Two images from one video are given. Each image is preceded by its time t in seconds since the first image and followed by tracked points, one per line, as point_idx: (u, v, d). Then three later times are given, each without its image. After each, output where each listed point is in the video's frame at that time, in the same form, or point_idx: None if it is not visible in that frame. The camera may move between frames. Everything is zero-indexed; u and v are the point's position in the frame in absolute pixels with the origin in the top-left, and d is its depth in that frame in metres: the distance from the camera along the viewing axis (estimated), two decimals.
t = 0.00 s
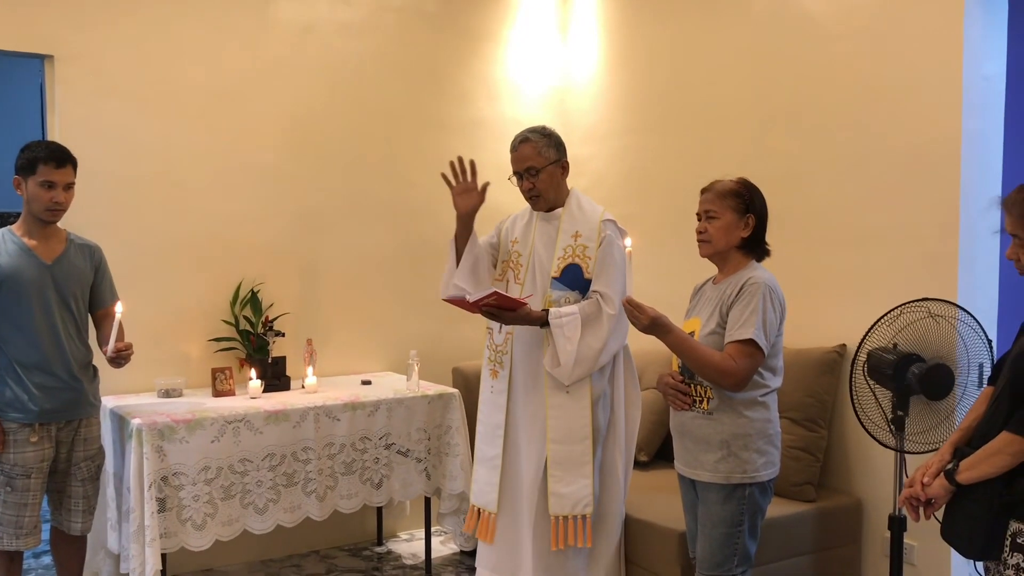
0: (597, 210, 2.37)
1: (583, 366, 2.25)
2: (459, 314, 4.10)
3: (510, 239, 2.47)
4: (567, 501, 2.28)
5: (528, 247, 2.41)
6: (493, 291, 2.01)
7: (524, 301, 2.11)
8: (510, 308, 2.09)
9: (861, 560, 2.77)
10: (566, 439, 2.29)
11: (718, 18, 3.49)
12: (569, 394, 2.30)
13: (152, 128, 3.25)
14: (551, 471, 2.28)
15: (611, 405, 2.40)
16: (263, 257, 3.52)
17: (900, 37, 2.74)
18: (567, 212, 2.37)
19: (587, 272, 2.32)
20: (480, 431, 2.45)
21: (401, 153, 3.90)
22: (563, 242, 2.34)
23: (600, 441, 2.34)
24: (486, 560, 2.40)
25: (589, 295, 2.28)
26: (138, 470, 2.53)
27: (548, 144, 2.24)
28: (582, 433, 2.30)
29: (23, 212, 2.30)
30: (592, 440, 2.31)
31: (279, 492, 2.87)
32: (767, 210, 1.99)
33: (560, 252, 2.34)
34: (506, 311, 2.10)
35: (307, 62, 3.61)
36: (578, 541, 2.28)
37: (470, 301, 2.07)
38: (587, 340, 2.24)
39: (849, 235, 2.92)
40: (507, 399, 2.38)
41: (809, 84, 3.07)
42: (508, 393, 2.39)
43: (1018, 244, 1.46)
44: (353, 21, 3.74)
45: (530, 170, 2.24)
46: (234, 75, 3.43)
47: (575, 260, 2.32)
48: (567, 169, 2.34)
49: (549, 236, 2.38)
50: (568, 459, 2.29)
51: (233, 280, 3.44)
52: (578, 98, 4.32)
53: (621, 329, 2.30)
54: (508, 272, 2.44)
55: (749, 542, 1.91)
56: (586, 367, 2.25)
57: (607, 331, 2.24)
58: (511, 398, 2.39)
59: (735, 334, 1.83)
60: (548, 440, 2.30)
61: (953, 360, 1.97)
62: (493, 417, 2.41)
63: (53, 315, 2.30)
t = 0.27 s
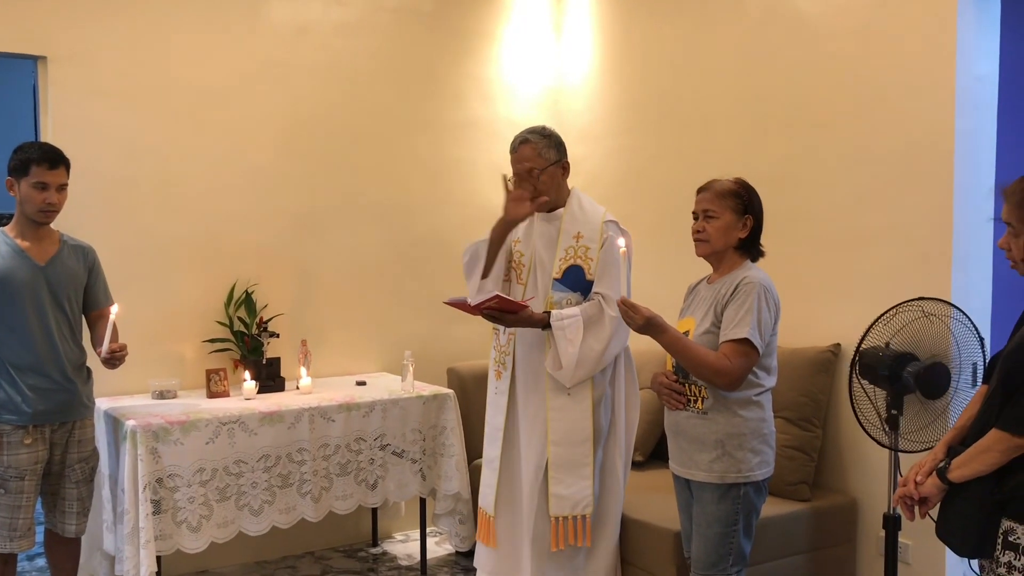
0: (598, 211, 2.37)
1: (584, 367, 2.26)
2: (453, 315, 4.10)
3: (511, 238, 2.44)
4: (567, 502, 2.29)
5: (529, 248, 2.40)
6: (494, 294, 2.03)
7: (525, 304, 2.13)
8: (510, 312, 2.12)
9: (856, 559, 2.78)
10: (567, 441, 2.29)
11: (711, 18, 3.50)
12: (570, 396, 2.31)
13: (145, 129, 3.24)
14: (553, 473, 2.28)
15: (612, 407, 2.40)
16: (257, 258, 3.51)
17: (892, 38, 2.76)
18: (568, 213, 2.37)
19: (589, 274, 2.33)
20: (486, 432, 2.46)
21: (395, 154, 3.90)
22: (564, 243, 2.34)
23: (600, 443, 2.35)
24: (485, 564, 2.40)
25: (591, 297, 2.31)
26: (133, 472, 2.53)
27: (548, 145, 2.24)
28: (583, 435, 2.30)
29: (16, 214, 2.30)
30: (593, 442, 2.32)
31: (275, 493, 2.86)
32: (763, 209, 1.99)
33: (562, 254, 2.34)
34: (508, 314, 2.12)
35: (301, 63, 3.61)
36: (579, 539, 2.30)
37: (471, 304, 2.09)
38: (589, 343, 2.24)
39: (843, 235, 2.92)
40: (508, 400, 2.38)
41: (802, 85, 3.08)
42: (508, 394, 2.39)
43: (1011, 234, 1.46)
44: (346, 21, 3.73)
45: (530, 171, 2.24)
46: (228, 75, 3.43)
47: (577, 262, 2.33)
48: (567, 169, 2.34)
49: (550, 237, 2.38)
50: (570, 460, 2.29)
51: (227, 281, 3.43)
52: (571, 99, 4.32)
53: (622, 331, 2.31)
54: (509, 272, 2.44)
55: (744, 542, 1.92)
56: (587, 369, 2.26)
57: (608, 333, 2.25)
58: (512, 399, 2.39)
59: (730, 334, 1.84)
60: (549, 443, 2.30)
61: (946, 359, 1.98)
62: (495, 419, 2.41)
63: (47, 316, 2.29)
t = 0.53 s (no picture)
0: (604, 214, 2.37)
1: (583, 374, 2.25)
2: (449, 315, 4.10)
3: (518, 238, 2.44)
4: (564, 507, 2.29)
5: (534, 250, 2.41)
6: (495, 301, 2.05)
7: (525, 310, 2.13)
8: (511, 316, 2.12)
9: (850, 559, 2.79)
10: (564, 446, 2.31)
11: (706, 19, 3.50)
12: (568, 401, 2.31)
13: (140, 129, 3.24)
14: (550, 477, 2.30)
15: (611, 412, 2.39)
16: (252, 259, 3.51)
17: (886, 39, 2.77)
18: (573, 215, 2.37)
19: (591, 279, 2.33)
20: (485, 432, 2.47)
21: (391, 155, 3.90)
22: (567, 247, 2.35)
23: (599, 446, 2.35)
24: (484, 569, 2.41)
25: (593, 303, 2.28)
26: (127, 473, 2.53)
27: (554, 148, 2.23)
28: (580, 440, 2.30)
29: (10, 215, 2.29)
30: (591, 447, 2.32)
31: (270, 494, 2.86)
32: (757, 210, 2.00)
33: (564, 257, 2.35)
34: (508, 319, 2.13)
35: (295, 64, 3.61)
36: (575, 546, 2.30)
37: (469, 309, 2.10)
38: (589, 350, 2.24)
39: (837, 236, 2.93)
40: (508, 401, 2.39)
41: (796, 86, 3.10)
42: (509, 394, 2.40)
43: (1004, 234, 1.47)
44: (341, 22, 3.73)
45: (534, 174, 2.24)
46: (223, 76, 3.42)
47: (579, 266, 2.34)
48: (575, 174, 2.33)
49: (554, 240, 2.38)
50: (566, 465, 2.30)
51: (222, 282, 3.43)
52: (567, 100, 4.33)
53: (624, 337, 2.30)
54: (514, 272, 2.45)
55: (739, 542, 1.93)
56: (587, 376, 2.26)
57: (609, 340, 2.23)
58: (512, 400, 2.40)
59: (724, 335, 1.84)
60: (546, 446, 2.31)
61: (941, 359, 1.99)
62: (495, 419, 2.42)
63: (42, 317, 2.29)
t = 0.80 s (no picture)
0: (605, 214, 2.35)
1: (575, 375, 2.26)
2: (445, 313, 4.10)
3: (521, 235, 2.49)
4: (554, 510, 2.30)
5: (536, 249, 2.43)
6: (483, 302, 2.06)
7: (515, 310, 2.13)
8: (501, 317, 2.12)
9: (846, 556, 2.80)
10: (555, 447, 2.31)
11: (703, 16, 3.50)
12: (561, 403, 2.32)
13: (136, 126, 3.22)
14: (542, 478, 2.31)
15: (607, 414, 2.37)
16: (248, 256, 3.50)
17: (882, 38, 2.77)
18: (574, 214, 2.36)
19: (587, 279, 2.32)
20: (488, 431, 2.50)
21: (387, 151, 3.89)
22: (566, 247, 2.35)
23: (592, 447, 2.34)
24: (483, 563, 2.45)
25: (588, 305, 2.27)
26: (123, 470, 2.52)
27: (542, 153, 2.23)
28: (572, 442, 2.31)
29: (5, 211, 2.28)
30: (584, 448, 2.32)
31: (266, 492, 2.86)
32: (751, 207, 2.00)
33: (562, 257, 2.35)
34: (498, 320, 2.13)
35: (292, 60, 3.60)
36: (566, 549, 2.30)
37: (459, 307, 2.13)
38: (581, 352, 2.25)
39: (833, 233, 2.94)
40: (508, 399, 2.42)
41: (793, 83, 3.10)
42: (509, 393, 2.43)
43: (998, 233, 1.47)
44: (338, 18, 3.72)
45: (522, 176, 2.27)
46: (219, 72, 3.42)
47: (576, 267, 2.33)
48: (569, 176, 2.32)
49: (555, 240, 2.39)
50: (558, 467, 2.30)
51: (218, 279, 3.42)
52: (563, 97, 4.33)
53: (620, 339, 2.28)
54: (518, 270, 2.48)
55: (736, 539, 1.93)
56: (579, 377, 2.27)
57: (601, 343, 2.23)
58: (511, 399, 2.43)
59: (721, 332, 1.85)
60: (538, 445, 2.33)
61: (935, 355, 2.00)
62: (498, 417, 2.45)
63: (37, 314, 2.28)
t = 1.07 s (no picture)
0: (601, 210, 2.34)
1: (567, 374, 2.26)
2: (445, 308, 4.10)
3: (525, 234, 2.51)
4: (550, 506, 2.31)
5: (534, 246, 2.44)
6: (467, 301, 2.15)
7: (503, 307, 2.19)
8: (489, 313, 2.18)
9: (844, 552, 2.80)
10: (551, 445, 2.32)
11: (704, 12, 3.50)
12: (555, 400, 2.33)
13: (136, 120, 3.22)
14: (538, 475, 2.33)
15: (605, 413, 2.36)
16: (248, 251, 3.50)
17: (883, 34, 2.77)
18: (570, 211, 2.37)
19: (580, 277, 2.32)
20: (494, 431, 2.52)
21: (387, 147, 3.89)
22: (561, 244, 2.35)
23: (588, 445, 2.35)
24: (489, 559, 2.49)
25: (580, 304, 2.28)
26: (123, 465, 2.52)
27: (532, 151, 2.25)
28: (567, 441, 2.31)
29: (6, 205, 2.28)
30: (580, 446, 2.32)
31: (265, 486, 2.86)
32: (752, 203, 2.00)
33: (558, 254, 2.36)
34: (487, 316, 2.19)
35: (292, 55, 3.59)
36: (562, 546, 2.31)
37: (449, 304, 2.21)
38: (573, 350, 2.25)
39: (833, 230, 2.94)
40: (508, 399, 2.45)
41: (793, 79, 3.09)
42: (510, 391, 2.45)
43: (997, 233, 1.47)
44: (338, 13, 3.71)
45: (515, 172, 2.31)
46: (219, 67, 3.41)
47: (570, 264, 2.33)
48: (563, 173, 2.32)
49: (552, 237, 2.39)
50: (554, 464, 2.31)
51: (218, 274, 3.42)
52: (563, 93, 4.32)
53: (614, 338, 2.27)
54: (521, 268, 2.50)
55: (735, 534, 1.94)
56: (571, 376, 2.27)
57: (592, 342, 2.24)
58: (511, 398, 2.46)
59: (722, 328, 1.85)
60: (534, 443, 2.35)
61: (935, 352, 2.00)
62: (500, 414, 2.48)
63: (37, 308, 2.28)
